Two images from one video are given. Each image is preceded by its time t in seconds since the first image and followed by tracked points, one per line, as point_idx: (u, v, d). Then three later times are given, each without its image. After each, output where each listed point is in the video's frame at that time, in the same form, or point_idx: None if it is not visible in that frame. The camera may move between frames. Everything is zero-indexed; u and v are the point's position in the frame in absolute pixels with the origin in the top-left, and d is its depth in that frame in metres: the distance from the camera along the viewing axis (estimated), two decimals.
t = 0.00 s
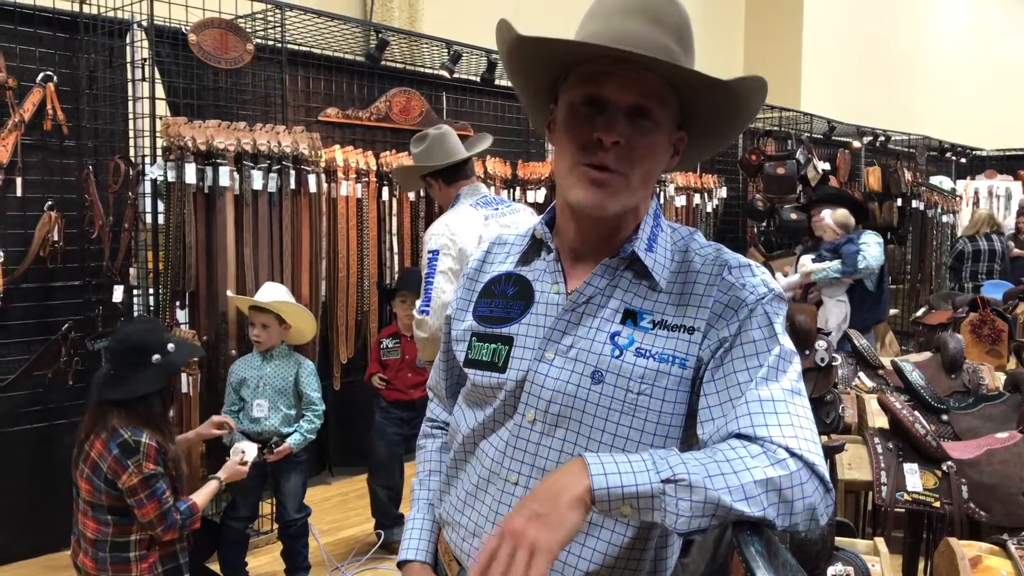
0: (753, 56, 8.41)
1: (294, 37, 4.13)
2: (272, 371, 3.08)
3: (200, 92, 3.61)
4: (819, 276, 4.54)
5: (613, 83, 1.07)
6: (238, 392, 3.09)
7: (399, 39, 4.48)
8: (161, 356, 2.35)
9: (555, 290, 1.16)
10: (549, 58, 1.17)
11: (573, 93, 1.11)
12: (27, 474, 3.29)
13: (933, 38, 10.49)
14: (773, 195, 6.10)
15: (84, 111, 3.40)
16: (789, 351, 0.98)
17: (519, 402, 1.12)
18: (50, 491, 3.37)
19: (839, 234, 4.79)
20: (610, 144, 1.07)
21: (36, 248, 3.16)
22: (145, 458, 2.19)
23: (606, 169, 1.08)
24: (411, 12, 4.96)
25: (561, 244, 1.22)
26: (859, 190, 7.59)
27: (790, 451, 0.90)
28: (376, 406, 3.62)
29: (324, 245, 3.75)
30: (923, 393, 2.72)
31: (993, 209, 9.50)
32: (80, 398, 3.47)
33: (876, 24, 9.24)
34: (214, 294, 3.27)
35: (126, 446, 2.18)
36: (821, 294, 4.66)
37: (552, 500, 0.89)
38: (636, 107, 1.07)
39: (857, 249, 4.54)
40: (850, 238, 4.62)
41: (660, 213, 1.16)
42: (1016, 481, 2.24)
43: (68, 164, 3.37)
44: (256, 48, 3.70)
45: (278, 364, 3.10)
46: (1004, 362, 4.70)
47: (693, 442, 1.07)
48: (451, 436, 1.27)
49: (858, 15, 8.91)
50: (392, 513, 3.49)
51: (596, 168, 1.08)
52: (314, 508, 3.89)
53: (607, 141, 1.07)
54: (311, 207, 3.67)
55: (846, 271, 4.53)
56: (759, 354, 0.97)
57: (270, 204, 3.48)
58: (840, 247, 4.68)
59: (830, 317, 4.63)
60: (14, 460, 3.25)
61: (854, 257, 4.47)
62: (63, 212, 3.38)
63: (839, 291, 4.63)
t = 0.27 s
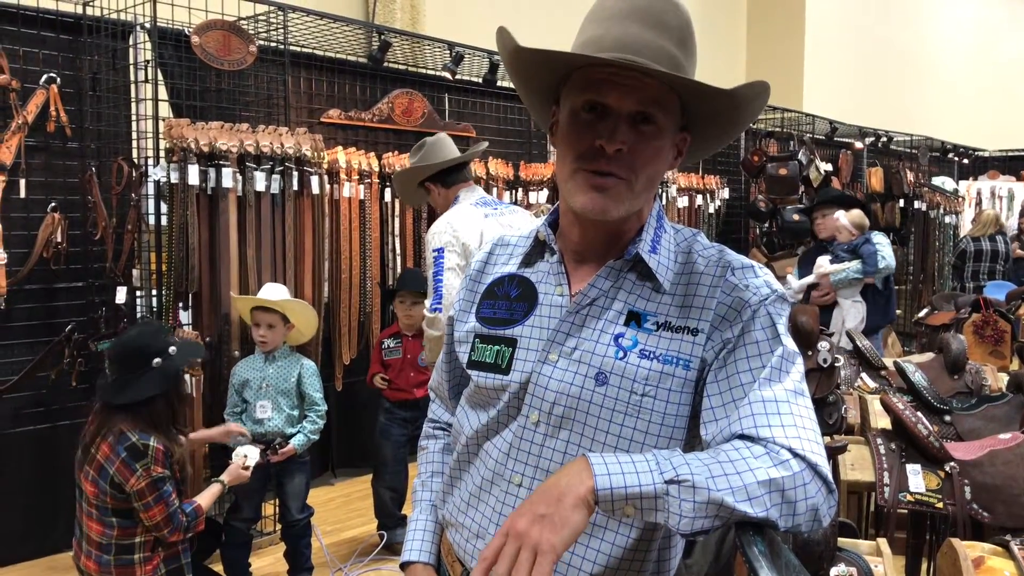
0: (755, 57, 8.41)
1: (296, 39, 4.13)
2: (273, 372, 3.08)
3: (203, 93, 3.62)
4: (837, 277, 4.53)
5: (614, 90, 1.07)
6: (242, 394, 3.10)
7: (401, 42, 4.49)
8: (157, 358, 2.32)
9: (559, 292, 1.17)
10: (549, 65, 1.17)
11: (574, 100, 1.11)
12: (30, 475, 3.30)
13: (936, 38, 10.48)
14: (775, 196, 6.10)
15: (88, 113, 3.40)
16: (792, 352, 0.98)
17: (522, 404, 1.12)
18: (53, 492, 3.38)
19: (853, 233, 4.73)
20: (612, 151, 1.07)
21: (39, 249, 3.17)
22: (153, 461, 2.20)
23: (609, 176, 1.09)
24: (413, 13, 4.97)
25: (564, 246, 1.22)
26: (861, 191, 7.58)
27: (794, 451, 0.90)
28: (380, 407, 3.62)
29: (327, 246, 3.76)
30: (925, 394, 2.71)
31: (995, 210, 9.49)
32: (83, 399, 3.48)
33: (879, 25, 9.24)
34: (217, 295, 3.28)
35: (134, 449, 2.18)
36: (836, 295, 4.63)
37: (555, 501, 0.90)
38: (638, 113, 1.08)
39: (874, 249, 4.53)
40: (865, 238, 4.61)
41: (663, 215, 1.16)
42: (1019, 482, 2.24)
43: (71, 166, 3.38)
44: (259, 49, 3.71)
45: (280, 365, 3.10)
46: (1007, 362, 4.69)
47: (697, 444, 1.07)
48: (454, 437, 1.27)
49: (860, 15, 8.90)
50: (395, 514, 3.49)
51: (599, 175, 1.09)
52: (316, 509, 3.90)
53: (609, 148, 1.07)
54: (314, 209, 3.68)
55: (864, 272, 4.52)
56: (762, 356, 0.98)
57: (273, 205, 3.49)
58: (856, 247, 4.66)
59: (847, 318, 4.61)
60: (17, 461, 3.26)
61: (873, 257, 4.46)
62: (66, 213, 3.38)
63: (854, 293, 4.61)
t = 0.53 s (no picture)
0: (756, 58, 8.41)
1: (298, 41, 4.14)
2: (275, 374, 3.08)
3: (204, 96, 3.62)
4: (841, 277, 4.50)
5: (616, 92, 1.07)
6: (243, 396, 3.09)
7: (403, 42, 4.47)
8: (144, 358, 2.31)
9: (561, 295, 1.17)
10: (550, 68, 1.17)
11: (576, 102, 1.11)
12: (33, 477, 3.30)
13: (937, 39, 10.48)
14: (776, 197, 6.10)
15: (90, 115, 3.41)
16: (796, 353, 0.98)
17: (525, 407, 1.12)
18: (55, 494, 3.38)
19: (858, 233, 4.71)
20: (614, 154, 1.08)
21: (42, 252, 3.18)
22: (160, 459, 2.22)
23: (611, 178, 1.09)
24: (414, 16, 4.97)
25: (566, 249, 1.23)
26: (863, 192, 7.57)
27: (798, 453, 0.90)
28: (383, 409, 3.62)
29: (328, 248, 3.76)
30: (928, 396, 2.71)
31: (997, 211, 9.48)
32: (86, 401, 3.48)
33: (880, 26, 9.24)
34: (219, 298, 3.29)
35: (141, 448, 2.20)
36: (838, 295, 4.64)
37: (557, 502, 0.90)
38: (640, 116, 1.08)
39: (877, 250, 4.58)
40: (867, 239, 4.67)
41: (665, 217, 1.16)
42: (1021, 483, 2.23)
43: (73, 168, 3.39)
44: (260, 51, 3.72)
45: (282, 367, 3.11)
46: (1010, 363, 4.69)
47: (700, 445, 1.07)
48: (456, 440, 1.27)
49: (861, 16, 8.90)
50: (397, 516, 3.49)
51: (600, 178, 1.09)
52: (318, 511, 3.90)
53: (611, 150, 1.07)
54: (316, 211, 3.68)
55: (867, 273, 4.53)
56: (766, 357, 0.98)
57: (275, 208, 3.49)
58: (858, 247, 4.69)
59: (850, 319, 4.62)
60: (20, 463, 3.27)
61: (876, 257, 4.50)
62: (68, 215, 3.39)
63: (855, 293, 4.63)
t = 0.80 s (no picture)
0: (758, 59, 8.41)
1: (299, 41, 4.14)
2: (276, 374, 3.08)
3: (206, 97, 3.63)
4: (832, 277, 4.49)
5: (616, 93, 1.07)
6: (243, 397, 3.09)
7: (404, 43, 4.45)
8: (147, 357, 2.31)
9: (562, 296, 1.16)
10: (551, 67, 1.17)
11: (576, 102, 1.11)
12: (34, 478, 3.30)
13: (938, 39, 10.48)
14: (778, 198, 6.10)
15: (92, 116, 3.41)
16: (798, 352, 0.98)
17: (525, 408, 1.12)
18: (57, 495, 3.38)
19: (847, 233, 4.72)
20: (614, 155, 1.07)
21: (44, 253, 3.18)
22: (163, 459, 2.22)
23: (610, 179, 1.09)
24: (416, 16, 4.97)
25: (567, 249, 1.23)
26: (864, 192, 7.56)
27: (801, 453, 0.90)
28: (384, 410, 3.61)
29: (330, 249, 3.76)
30: (931, 397, 2.71)
31: (999, 211, 9.47)
32: (87, 402, 3.48)
33: (881, 26, 9.23)
34: (221, 299, 3.29)
35: (144, 448, 2.20)
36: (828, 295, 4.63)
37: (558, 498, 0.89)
38: (639, 117, 1.07)
39: (867, 250, 4.56)
40: (859, 239, 4.64)
41: (665, 217, 1.16)
42: None
43: (75, 169, 3.39)
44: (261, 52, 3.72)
45: (283, 368, 3.11)
46: (1012, 364, 4.68)
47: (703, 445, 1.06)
48: (457, 441, 1.27)
49: (862, 17, 8.90)
50: (398, 517, 3.49)
51: (600, 178, 1.09)
52: (320, 512, 3.90)
53: (611, 151, 1.07)
54: (317, 212, 3.68)
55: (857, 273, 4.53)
56: (767, 356, 0.98)
57: (277, 209, 3.49)
58: (849, 247, 4.66)
59: (838, 318, 4.62)
60: (21, 464, 3.27)
61: (867, 257, 4.48)
62: (70, 216, 3.39)
63: (844, 292, 4.61)
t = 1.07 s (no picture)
0: (758, 60, 8.41)
1: (299, 42, 4.14)
2: (277, 375, 3.08)
3: (206, 98, 3.63)
4: (816, 277, 4.44)
5: (616, 95, 1.07)
6: (244, 398, 3.08)
7: (404, 44, 4.44)
8: (149, 358, 2.30)
9: (561, 297, 1.16)
10: (549, 69, 1.17)
11: (576, 104, 1.11)
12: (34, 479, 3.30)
13: (939, 40, 10.48)
14: (778, 198, 6.10)
15: (92, 117, 3.41)
16: (798, 354, 0.98)
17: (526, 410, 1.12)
18: (57, 495, 3.38)
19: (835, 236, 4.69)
20: (614, 157, 1.07)
21: (44, 254, 3.18)
22: (163, 459, 2.21)
23: (611, 181, 1.09)
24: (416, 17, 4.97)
25: (566, 250, 1.23)
26: (864, 193, 7.56)
27: (802, 456, 0.90)
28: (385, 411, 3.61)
29: (330, 250, 3.76)
30: (931, 397, 2.70)
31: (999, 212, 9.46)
32: (88, 403, 3.47)
33: (882, 27, 9.23)
34: (222, 300, 3.30)
35: (145, 448, 2.19)
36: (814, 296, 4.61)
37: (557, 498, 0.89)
38: (639, 118, 1.07)
39: (855, 252, 4.51)
40: (847, 240, 4.59)
41: (665, 217, 1.16)
42: None
43: (76, 170, 3.39)
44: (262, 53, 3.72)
45: (283, 368, 3.10)
46: (1013, 364, 4.67)
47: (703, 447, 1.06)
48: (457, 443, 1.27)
49: (863, 17, 8.89)
50: (398, 518, 3.49)
51: (601, 180, 1.09)
52: (320, 513, 3.89)
53: (611, 153, 1.07)
54: (318, 213, 3.68)
55: (841, 274, 4.49)
56: (768, 358, 0.98)
57: (277, 210, 3.49)
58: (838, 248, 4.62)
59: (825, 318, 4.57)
60: (22, 465, 3.27)
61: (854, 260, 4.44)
62: (71, 217, 3.39)
63: (831, 293, 4.59)
